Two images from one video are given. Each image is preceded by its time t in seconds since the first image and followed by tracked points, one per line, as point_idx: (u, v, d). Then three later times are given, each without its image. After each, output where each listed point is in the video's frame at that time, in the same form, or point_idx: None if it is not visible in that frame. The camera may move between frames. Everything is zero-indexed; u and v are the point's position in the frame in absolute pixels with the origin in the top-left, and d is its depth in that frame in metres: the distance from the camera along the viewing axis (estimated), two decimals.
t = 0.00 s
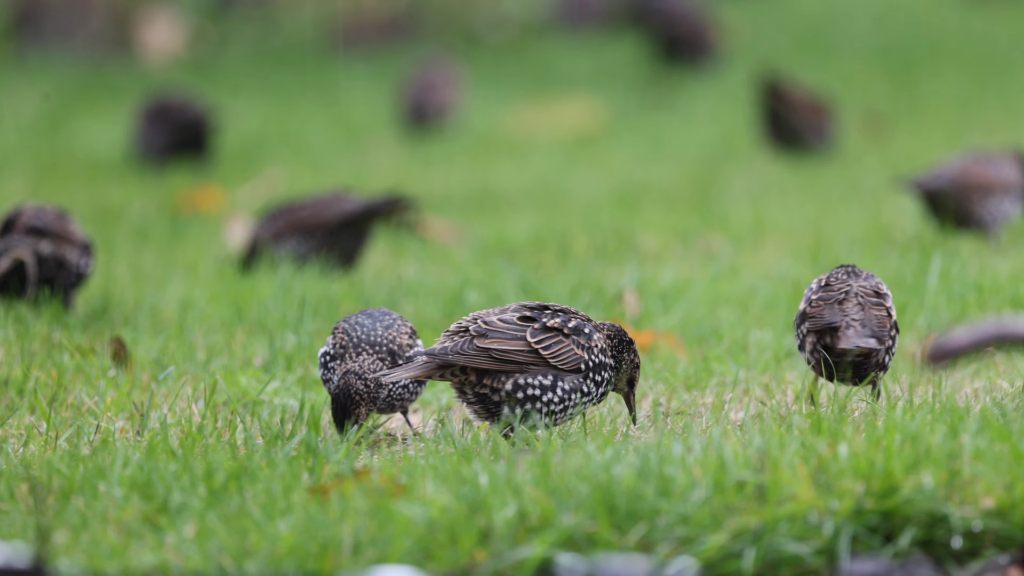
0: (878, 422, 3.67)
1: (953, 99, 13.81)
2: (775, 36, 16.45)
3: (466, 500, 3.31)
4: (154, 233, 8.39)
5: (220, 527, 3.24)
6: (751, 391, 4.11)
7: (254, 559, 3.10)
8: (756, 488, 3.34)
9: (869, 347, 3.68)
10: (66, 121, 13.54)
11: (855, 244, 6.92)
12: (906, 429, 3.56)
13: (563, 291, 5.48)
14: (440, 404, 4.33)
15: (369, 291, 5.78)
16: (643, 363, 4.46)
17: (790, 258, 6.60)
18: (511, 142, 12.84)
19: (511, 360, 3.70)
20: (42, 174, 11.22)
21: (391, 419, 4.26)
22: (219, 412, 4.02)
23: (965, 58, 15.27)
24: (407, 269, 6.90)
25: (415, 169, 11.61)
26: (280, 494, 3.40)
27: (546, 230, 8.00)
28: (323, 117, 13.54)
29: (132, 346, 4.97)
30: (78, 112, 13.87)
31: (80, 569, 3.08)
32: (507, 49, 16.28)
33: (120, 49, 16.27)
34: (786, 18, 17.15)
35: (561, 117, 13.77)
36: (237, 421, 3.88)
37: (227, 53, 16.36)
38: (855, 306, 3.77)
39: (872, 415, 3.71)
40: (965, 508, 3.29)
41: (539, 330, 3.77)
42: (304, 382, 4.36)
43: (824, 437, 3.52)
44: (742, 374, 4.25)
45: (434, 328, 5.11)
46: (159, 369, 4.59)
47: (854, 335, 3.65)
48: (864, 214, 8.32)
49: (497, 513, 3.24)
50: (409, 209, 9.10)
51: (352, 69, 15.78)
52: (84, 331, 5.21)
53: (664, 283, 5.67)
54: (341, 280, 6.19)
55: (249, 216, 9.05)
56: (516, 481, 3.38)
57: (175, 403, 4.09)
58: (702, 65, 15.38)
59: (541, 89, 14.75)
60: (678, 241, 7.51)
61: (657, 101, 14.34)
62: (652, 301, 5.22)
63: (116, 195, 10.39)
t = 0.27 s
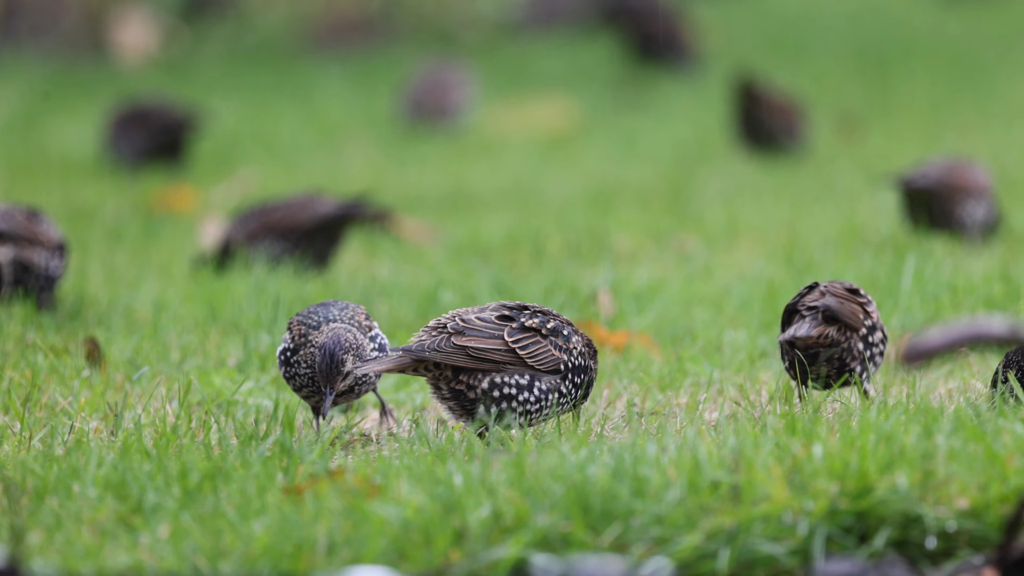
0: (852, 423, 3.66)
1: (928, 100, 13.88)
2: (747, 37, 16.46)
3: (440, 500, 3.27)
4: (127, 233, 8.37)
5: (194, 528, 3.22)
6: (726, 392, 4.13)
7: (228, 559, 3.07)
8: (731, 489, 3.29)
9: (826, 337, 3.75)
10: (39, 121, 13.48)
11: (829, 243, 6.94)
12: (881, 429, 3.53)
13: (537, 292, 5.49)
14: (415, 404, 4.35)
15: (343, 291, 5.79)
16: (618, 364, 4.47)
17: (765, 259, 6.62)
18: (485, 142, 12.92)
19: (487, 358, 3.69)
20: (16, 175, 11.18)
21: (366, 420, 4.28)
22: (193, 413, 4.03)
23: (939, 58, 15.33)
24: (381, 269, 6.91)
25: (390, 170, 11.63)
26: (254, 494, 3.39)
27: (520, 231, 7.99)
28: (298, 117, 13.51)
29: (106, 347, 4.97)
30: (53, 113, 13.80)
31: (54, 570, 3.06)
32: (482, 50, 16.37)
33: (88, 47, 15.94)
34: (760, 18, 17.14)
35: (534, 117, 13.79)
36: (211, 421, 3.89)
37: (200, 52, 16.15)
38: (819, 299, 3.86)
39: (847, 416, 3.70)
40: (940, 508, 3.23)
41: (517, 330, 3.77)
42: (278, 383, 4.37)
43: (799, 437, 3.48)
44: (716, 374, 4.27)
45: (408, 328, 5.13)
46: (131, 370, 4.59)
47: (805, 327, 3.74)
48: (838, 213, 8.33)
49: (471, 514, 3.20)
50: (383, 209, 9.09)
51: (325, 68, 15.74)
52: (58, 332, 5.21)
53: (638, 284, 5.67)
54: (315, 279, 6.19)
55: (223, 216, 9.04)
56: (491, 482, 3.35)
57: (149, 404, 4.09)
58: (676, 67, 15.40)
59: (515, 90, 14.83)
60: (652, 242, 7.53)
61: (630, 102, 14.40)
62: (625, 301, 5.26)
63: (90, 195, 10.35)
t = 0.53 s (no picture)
0: (836, 424, 3.66)
1: (912, 103, 13.93)
2: (729, 38, 16.46)
3: (424, 500, 3.25)
4: (111, 234, 8.36)
5: (178, 529, 3.21)
6: (710, 393, 4.14)
7: (212, 560, 3.07)
8: (715, 490, 3.28)
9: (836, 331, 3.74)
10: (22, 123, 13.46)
11: (813, 244, 6.95)
12: (865, 430, 3.52)
13: (521, 292, 5.50)
14: (399, 406, 4.36)
15: (327, 291, 5.80)
16: (601, 364, 4.48)
17: (749, 260, 6.64)
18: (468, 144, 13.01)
19: (490, 359, 3.71)
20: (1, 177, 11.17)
21: (350, 421, 4.28)
22: (178, 414, 4.04)
23: (924, 61, 15.36)
24: (366, 270, 6.91)
25: (373, 171, 11.64)
26: (239, 495, 3.38)
27: (504, 231, 7.99)
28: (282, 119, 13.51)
29: (90, 348, 4.97)
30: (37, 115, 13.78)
31: (37, 570, 3.05)
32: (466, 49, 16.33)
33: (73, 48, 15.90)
34: (743, 17, 17.12)
35: (516, 117, 13.83)
36: (195, 423, 3.90)
37: (182, 52, 16.09)
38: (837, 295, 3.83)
39: (831, 417, 3.70)
40: (924, 509, 3.22)
41: (518, 334, 3.80)
42: (262, 384, 4.38)
43: (783, 438, 3.47)
44: (700, 376, 4.28)
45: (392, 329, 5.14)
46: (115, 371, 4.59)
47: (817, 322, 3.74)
48: (821, 213, 8.34)
49: (455, 515, 3.18)
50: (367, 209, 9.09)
51: (309, 68, 15.72)
52: (42, 333, 5.21)
53: (621, 284, 5.68)
54: (300, 280, 6.19)
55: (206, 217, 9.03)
56: (475, 483, 3.33)
57: (134, 406, 4.10)
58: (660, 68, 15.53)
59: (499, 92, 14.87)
60: (636, 243, 7.55)
61: (613, 105, 14.50)
62: (609, 302, 5.27)
63: (74, 196, 10.34)
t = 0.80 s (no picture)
0: (833, 426, 3.66)
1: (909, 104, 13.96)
2: (725, 38, 16.47)
3: (421, 502, 3.24)
4: (107, 234, 8.36)
5: (174, 530, 3.21)
6: (706, 394, 4.14)
7: (209, 561, 3.07)
8: (711, 491, 3.28)
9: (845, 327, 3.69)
10: (19, 124, 13.44)
11: (810, 245, 6.95)
12: (862, 431, 3.52)
13: (517, 293, 5.50)
14: (394, 406, 4.36)
15: (323, 293, 5.80)
16: (597, 365, 4.47)
17: (745, 261, 6.64)
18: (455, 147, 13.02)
19: (494, 362, 3.70)
20: None
21: (346, 422, 4.28)
22: (174, 415, 4.04)
23: (919, 62, 15.38)
24: (362, 271, 6.91)
25: (369, 172, 11.64)
26: (235, 496, 3.38)
27: (500, 233, 7.99)
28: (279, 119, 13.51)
29: (86, 349, 4.97)
30: (34, 116, 13.77)
31: (34, 571, 3.05)
32: (461, 51, 16.37)
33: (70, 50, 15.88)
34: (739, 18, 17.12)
35: (513, 117, 13.91)
36: (191, 424, 3.90)
37: (180, 52, 16.09)
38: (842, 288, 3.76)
39: (827, 418, 3.71)
40: (920, 511, 3.22)
41: (519, 336, 3.80)
42: (258, 385, 4.38)
43: (780, 439, 3.47)
44: (696, 377, 4.28)
45: (388, 330, 5.15)
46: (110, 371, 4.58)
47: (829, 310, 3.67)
48: (818, 214, 8.34)
49: (452, 516, 3.18)
50: (362, 210, 9.09)
51: (305, 69, 15.71)
52: (38, 334, 5.21)
53: (618, 286, 5.68)
54: (296, 281, 6.19)
55: (202, 218, 9.03)
56: (471, 484, 3.33)
57: (130, 406, 4.10)
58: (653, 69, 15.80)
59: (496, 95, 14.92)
60: (632, 244, 7.55)
61: (610, 106, 14.65)
62: (605, 303, 5.28)
63: (72, 197, 10.33)
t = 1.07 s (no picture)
0: (835, 428, 3.65)
1: (911, 106, 13.96)
2: (727, 40, 16.47)
3: (423, 504, 3.24)
4: (109, 237, 8.36)
5: (177, 532, 3.21)
6: (708, 396, 4.15)
7: (211, 563, 3.07)
8: (713, 493, 3.28)
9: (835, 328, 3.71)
10: (21, 126, 13.43)
11: (812, 247, 6.96)
12: (864, 434, 3.52)
13: (519, 296, 5.50)
14: (397, 408, 4.36)
15: (325, 295, 5.80)
16: (600, 367, 4.48)
17: (747, 263, 6.64)
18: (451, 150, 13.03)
19: (494, 366, 3.70)
20: None
21: (348, 424, 4.28)
22: (176, 417, 4.04)
23: (921, 64, 15.39)
24: (364, 273, 6.92)
25: (372, 174, 11.63)
26: (237, 498, 3.38)
27: (502, 235, 7.99)
28: (281, 123, 13.48)
29: (88, 351, 4.97)
30: (35, 118, 13.76)
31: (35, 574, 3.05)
32: (463, 54, 16.39)
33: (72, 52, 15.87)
34: (741, 20, 17.12)
35: (515, 119, 13.85)
36: (194, 426, 3.90)
37: (181, 54, 16.09)
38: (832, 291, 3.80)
39: (829, 420, 3.70)
40: (923, 513, 3.21)
41: (519, 338, 3.79)
42: (261, 388, 4.39)
43: (782, 441, 3.47)
44: (699, 379, 4.28)
45: (390, 332, 5.15)
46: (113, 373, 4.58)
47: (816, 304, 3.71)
48: (820, 217, 8.34)
49: (454, 518, 3.18)
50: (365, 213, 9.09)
51: (307, 71, 15.71)
52: (40, 336, 5.22)
53: (620, 287, 5.69)
54: (298, 283, 6.19)
55: (204, 220, 9.03)
56: (473, 485, 3.32)
57: (133, 409, 4.10)
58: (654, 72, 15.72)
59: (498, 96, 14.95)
60: (634, 246, 7.56)
61: (611, 109, 14.60)
62: (608, 305, 5.28)
63: (74, 199, 10.33)
